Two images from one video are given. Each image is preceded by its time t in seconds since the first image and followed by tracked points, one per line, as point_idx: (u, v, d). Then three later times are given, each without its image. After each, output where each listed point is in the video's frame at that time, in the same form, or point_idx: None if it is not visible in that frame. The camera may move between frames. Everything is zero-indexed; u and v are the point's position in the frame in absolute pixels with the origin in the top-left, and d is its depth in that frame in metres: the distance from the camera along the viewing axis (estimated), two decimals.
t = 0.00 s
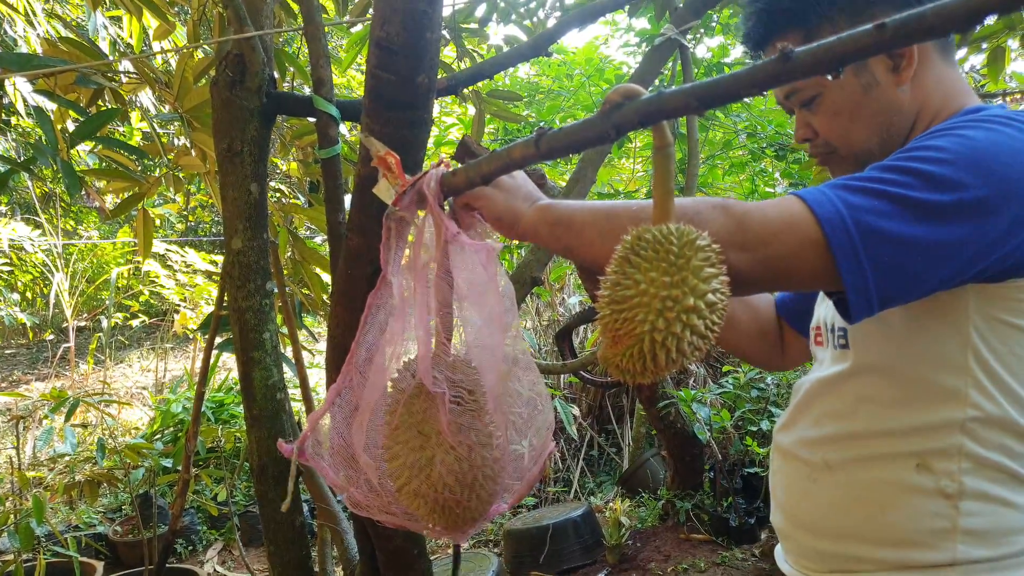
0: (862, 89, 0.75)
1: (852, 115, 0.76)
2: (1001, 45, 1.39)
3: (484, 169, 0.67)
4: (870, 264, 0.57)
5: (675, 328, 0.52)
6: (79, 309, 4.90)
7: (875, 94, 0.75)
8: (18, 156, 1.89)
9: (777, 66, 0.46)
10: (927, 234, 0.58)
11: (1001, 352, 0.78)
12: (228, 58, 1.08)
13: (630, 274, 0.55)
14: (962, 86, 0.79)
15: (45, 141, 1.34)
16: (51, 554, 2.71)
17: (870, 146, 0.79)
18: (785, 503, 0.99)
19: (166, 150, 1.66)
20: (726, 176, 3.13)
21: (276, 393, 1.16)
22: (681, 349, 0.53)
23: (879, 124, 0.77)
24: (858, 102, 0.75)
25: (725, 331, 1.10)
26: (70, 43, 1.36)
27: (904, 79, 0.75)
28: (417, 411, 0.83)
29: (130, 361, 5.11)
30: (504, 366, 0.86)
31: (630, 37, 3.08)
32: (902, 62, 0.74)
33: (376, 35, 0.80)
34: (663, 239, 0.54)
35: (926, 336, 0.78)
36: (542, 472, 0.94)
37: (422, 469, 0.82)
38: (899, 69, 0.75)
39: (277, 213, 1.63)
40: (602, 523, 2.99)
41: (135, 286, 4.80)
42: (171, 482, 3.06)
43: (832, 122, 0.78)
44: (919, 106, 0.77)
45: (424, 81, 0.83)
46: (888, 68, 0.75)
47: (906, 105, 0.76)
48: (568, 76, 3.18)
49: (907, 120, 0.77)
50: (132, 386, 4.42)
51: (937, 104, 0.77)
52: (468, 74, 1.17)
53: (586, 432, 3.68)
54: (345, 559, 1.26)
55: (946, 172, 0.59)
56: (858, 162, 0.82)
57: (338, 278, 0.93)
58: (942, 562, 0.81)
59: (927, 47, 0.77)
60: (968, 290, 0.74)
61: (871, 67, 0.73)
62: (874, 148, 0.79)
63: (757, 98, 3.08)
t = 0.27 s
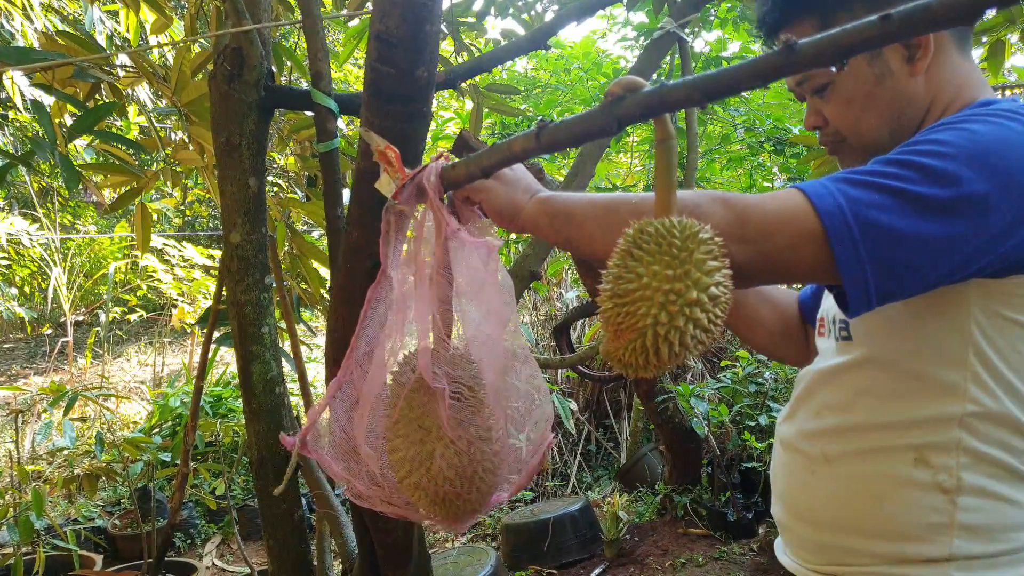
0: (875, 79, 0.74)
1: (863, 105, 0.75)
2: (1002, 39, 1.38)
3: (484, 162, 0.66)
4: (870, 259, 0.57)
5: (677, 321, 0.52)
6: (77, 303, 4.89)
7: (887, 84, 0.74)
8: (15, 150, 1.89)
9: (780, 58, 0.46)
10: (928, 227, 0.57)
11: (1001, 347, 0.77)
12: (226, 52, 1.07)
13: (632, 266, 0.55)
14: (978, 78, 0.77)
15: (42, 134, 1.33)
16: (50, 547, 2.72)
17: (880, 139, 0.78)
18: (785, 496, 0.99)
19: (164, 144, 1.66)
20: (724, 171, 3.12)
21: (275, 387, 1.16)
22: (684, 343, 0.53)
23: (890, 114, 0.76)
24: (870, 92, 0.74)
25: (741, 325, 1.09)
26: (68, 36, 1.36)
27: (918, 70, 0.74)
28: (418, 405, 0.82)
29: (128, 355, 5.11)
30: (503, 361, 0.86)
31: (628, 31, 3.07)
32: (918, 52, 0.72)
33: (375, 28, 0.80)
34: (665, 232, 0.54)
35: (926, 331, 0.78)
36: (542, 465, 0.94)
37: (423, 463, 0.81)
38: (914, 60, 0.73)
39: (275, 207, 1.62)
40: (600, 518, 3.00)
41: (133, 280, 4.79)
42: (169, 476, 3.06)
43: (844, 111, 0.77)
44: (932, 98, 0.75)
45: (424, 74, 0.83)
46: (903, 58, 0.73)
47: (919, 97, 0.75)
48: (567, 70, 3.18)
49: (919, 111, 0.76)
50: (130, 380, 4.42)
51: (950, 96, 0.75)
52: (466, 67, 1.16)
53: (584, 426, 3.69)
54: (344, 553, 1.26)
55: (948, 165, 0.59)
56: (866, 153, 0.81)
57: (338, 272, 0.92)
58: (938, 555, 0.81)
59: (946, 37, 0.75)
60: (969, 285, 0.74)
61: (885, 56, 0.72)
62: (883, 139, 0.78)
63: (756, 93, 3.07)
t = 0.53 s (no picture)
0: (895, 59, 0.73)
1: (878, 86, 0.75)
2: (1009, 33, 1.37)
3: (490, 153, 0.66)
4: (876, 251, 0.57)
5: (685, 313, 0.51)
6: (78, 295, 4.89)
7: (904, 68, 0.73)
8: (16, 141, 1.88)
9: (792, 48, 0.45)
10: (936, 220, 0.57)
11: (1005, 342, 0.77)
12: (229, 42, 1.07)
13: (639, 259, 0.55)
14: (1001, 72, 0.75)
15: (44, 125, 1.33)
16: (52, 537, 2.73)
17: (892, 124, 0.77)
18: (786, 488, 1.00)
19: (166, 136, 1.65)
20: (726, 165, 3.12)
21: (278, 379, 1.16)
22: (691, 336, 0.52)
23: (904, 100, 0.75)
24: (887, 72, 0.73)
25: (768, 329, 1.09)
26: (70, 26, 1.35)
27: (940, 57, 0.73)
28: (426, 396, 0.82)
29: (129, 347, 5.11)
30: (506, 353, 0.85)
31: (631, 24, 3.05)
32: (941, 37, 0.71)
33: (379, 18, 0.79)
34: (673, 224, 0.54)
35: (930, 324, 0.77)
36: (542, 459, 0.93)
37: (430, 455, 0.81)
38: (937, 46, 0.72)
39: (277, 199, 1.62)
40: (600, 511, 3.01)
41: (134, 272, 4.79)
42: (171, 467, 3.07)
43: (859, 90, 0.76)
44: (949, 85, 0.74)
45: (428, 65, 0.82)
46: (926, 43, 0.72)
47: (936, 84, 0.74)
48: (569, 62, 3.18)
49: (933, 99, 0.75)
50: (132, 372, 4.43)
51: (968, 85, 0.73)
52: (467, 60, 1.15)
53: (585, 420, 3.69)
54: (346, 544, 1.27)
55: (957, 158, 0.58)
56: (873, 135, 0.80)
57: (341, 264, 0.92)
58: (936, 549, 0.81)
59: (973, 26, 0.74)
60: (974, 278, 0.74)
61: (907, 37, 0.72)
62: (895, 121, 0.77)
63: (759, 87, 3.06)
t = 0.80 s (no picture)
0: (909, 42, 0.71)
1: (888, 71, 0.73)
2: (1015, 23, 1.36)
3: (492, 144, 0.65)
4: (875, 244, 0.56)
5: (687, 304, 0.51)
6: (81, 289, 4.91)
7: (915, 53, 0.71)
8: (19, 135, 1.88)
9: (796, 38, 0.45)
10: (935, 213, 0.56)
11: (1002, 333, 0.77)
12: (230, 34, 1.06)
13: (642, 250, 0.54)
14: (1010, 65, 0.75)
15: (46, 118, 1.33)
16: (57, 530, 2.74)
17: (897, 112, 0.76)
18: (781, 478, 1.00)
19: (168, 129, 1.65)
20: (729, 157, 3.11)
21: (280, 372, 1.16)
22: (693, 327, 0.52)
23: (913, 85, 0.73)
24: (898, 56, 0.71)
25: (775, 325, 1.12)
26: (70, 18, 1.35)
27: (953, 45, 0.71)
28: (425, 389, 0.83)
29: (132, 341, 5.13)
30: (508, 346, 0.85)
31: (633, 15, 3.04)
32: (955, 24, 0.70)
33: (381, 9, 0.79)
34: (675, 215, 0.54)
35: (928, 316, 0.77)
36: (548, 452, 0.93)
37: (429, 447, 0.81)
38: (951, 33, 0.71)
39: (279, 192, 1.61)
40: (602, 503, 3.02)
41: (136, 266, 4.80)
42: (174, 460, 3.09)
43: (868, 74, 0.74)
44: (959, 73, 0.73)
45: (430, 57, 0.82)
46: (942, 29, 0.71)
47: (945, 72, 0.73)
48: (571, 54, 3.18)
49: (943, 87, 0.74)
50: (135, 365, 4.44)
51: (977, 74, 0.73)
52: (469, 51, 1.15)
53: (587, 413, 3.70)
54: (350, 536, 1.27)
55: (956, 151, 0.58)
56: (875, 119, 0.78)
57: (343, 256, 0.92)
58: (930, 539, 0.82)
59: (987, 16, 0.73)
60: (972, 271, 0.74)
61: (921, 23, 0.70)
62: (901, 107, 0.76)
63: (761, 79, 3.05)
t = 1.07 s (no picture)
0: (909, 31, 0.71)
1: (887, 60, 0.72)
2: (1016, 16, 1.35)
3: (490, 139, 0.65)
4: (871, 242, 0.56)
5: (685, 299, 0.51)
6: (81, 286, 4.91)
7: (915, 44, 0.71)
8: (18, 132, 1.88)
9: (793, 31, 0.45)
10: (931, 211, 0.56)
11: (997, 328, 0.77)
12: (228, 30, 1.06)
13: (639, 245, 0.54)
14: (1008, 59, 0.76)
15: (45, 115, 1.32)
16: (58, 527, 2.75)
17: (894, 103, 0.76)
18: (778, 472, 0.99)
19: (167, 125, 1.65)
20: (729, 152, 3.10)
21: (280, 368, 1.16)
22: (692, 322, 0.52)
23: (911, 75, 0.73)
24: (898, 47, 0.71)
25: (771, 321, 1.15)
26: (68, 15, 1.34)
27: (953, 36, 0.71)
28: (422, 385, 0.82)
29: (132, 338, 5.13)
30: (507, 341, 0.85)
31: (632, 10, 3.03)
32: (956, 17, 0.70)
33: (379, 4, 0.79)
34: (673, 209, 0.54)
35: (924, 311, 0.77)
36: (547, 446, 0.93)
37: (427, 443, 0.81)
38: (950, 25, 0.71)
39: (278, 189, 1.61)
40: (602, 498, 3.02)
41: (136, 263, 4.80)
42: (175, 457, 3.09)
43: (866, 64, 0.73)
44: (957, 65, 0.73)
45: (428, 52, 0.81)
46: (941, 21, 0.70)
47: (943, 64, 0.73)
48: (571, 49, 3.21)
49: (941, 78, 0.74)
50: (135, 362, 4.45)
51: (976, 65, 0.73)
52: (469, 46, 1.14)
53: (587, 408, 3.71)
54: (351, 532, 1.28)
55: (952, 148, 0.57)
56: (872, 109, 0.78)
57: (342, 252, 0.92)
58: (926, 533, 0.82)
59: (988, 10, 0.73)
60: (968, 266, 0.74)
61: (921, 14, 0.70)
62: (898, 98, 0.75)
63: (761, 72, 3.04)
